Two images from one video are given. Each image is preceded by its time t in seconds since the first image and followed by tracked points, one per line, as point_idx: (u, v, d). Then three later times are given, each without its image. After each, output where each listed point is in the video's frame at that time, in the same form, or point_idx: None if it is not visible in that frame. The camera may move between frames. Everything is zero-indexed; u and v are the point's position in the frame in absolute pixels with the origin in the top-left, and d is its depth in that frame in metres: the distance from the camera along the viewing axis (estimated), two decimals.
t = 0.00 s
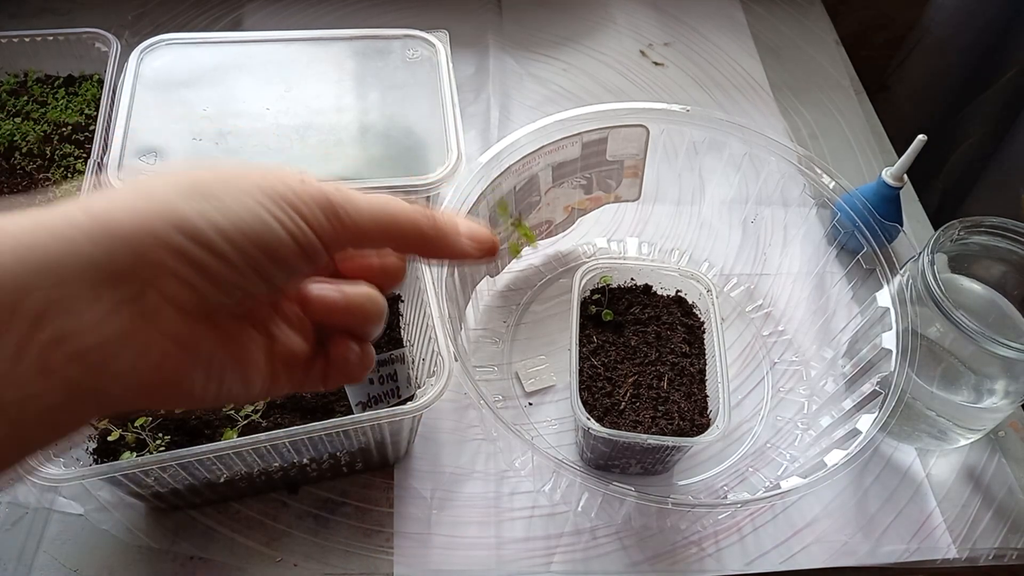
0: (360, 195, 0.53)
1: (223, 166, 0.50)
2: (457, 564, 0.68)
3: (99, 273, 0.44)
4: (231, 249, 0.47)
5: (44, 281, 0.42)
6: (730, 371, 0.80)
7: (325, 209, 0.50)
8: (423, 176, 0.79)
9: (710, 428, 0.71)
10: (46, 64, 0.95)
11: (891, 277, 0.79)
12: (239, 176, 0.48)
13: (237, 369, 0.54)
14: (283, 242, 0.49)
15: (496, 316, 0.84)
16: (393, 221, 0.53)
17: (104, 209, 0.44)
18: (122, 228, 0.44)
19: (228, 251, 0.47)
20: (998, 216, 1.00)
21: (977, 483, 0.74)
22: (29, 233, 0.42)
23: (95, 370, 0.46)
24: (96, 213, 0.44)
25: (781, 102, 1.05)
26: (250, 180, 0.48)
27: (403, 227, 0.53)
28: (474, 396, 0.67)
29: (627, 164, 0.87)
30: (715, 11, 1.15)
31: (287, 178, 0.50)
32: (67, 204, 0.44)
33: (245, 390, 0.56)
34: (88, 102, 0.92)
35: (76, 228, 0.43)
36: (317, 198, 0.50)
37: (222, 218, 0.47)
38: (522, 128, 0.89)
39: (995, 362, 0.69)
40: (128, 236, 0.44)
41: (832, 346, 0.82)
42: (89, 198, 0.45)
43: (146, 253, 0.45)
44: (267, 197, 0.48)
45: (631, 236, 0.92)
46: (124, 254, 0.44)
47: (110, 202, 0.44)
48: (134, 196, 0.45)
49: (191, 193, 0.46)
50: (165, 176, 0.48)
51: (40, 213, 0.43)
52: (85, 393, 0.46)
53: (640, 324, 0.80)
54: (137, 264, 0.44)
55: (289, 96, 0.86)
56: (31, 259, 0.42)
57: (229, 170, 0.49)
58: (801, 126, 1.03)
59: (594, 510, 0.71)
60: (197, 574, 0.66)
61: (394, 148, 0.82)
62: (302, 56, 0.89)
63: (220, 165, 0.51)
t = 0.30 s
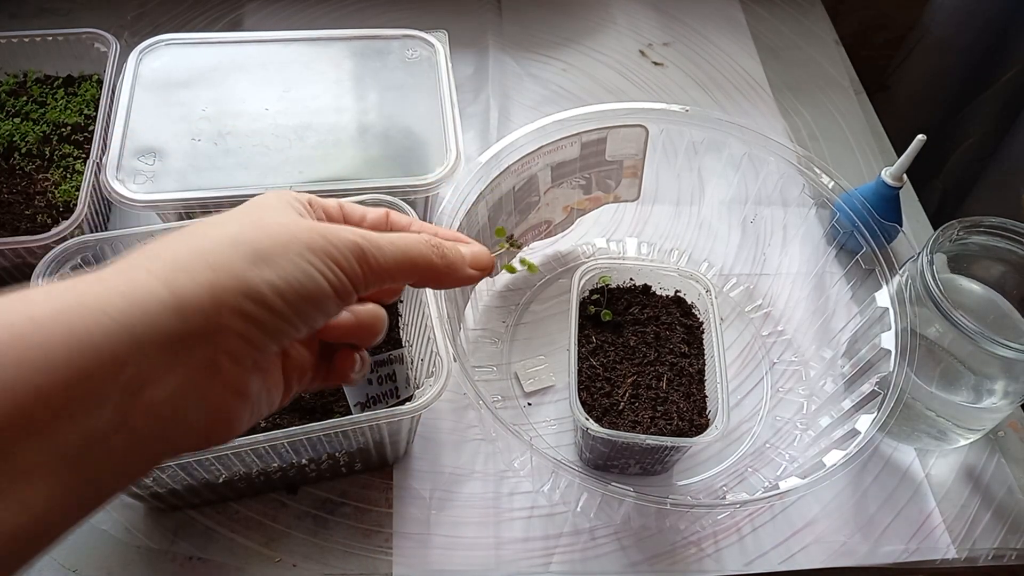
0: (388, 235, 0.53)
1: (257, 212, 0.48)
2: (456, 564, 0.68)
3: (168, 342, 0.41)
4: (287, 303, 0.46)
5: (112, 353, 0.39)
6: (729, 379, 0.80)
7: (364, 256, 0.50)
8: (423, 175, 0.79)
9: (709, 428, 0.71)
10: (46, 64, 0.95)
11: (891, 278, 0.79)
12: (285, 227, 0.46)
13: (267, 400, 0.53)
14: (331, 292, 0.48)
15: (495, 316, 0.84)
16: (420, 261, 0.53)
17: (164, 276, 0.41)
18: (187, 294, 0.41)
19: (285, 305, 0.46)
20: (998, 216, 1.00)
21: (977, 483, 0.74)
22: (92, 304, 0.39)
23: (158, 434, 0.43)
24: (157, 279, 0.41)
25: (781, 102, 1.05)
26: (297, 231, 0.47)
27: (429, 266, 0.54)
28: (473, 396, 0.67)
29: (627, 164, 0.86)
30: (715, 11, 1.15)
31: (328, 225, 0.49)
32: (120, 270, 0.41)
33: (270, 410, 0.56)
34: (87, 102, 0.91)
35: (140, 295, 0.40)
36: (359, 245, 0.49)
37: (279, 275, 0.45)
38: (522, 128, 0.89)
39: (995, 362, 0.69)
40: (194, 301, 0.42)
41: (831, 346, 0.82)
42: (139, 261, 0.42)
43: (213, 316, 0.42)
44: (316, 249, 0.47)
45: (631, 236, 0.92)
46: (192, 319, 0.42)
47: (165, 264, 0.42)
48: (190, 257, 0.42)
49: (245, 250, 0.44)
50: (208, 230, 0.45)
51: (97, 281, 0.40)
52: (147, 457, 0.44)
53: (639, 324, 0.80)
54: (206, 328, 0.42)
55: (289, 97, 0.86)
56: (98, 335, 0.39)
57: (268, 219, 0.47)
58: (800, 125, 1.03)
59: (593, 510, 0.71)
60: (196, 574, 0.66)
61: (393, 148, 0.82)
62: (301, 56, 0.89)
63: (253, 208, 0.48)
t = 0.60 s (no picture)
0: (472, 265, 0.50)
1: (348, 240, 0.46)
2: (455, 564, 0.68)
3: (246, 388, 0.39)
4: (369, 345, 0.43)
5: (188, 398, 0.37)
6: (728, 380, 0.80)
7: (447, 295, 0.46)
8: (422, 175, 0.79)
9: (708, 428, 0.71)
10: (46, 64, 0.95)
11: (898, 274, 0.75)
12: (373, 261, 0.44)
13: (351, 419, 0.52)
14: (415, 331, 0.46)
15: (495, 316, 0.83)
16: (500, 294, 0.50)
17: (248, 313, 0.40)
18: (267, 336, 0.40)
19: (365, 346, 0.43)
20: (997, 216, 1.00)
21: (977, 483, 0.74)
22: (181, 339, 0.38)
23: (226, 471, 0.42)
24: (239, 317, 0.39)
25: (781, 103, 1.05)
26: (398, 266, 0.44)
27: (507, 298, 0.51)
28: (472, 396, 0.67)
29: (627, 164, 0.86)
30: (715, 11, 1.15)
31: (417, 257, 0.46)
32: (206, 302, 0.40)
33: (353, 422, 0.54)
34: (87, 102, 0.91)
35: (222, 333, 0.39)
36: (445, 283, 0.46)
37: (374, 313, 0.43)
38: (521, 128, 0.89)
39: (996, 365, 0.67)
40: (275, 344, 0.40)
41: (831, 346, 0.82)
42: (227, 295, 0.41)
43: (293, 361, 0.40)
44: (402, 288, 0.44)
45: (631, 236, 0.92)
46: (273, 363, 0.40)
47: (250, 301, 0.40)
48: (274, 296, 0.41)
49: (341, 292, 0.42)
50: (296, 265, 0.43)
51: (182, 315, 0.39)
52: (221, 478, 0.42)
53: (639, 324, 0.80)
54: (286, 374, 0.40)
55: (288, 96, 0.86)
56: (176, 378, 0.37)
57: (355, 249, 0.45)
58: (801, 126, 1.03)
59: (593, 510, 0.71)
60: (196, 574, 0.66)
61: (392, 148, 0.82)
62: (301, 56, 0.89)
63: (343, 235, 0.46)
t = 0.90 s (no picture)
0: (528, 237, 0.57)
1: (438, 205, 0.51)
2: (455, 565, 0.68)
3: (365, 335, 0.44)
4: (448, 305, 0.50)
5: (327, 342, 0.42)
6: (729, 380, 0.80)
7: (509, 262, 0.53)
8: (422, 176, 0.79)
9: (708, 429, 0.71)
10: (46, 64, 0.95)
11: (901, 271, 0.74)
12: (466, 233, 0.51)
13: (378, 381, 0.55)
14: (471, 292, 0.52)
15: (495, 316, 0.84)
16: (546, 266, 0.58)
17: (370, 272, 0.45)
18: (386, 293, 0.45)
19: (445, 306, 0.50)
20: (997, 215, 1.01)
21: (977, 483, 0.74)
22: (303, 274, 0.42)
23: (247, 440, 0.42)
24: (364, 274, 0.44)
25: (781, 102, 1.05)
26: (477, 234, 0.51)
27: (551, 264, 0.59)
28: (472, 397, 0.67)
29: (627, 164, 0.86)
30: (715, 11, 1.15)
31: (495, 229, 0.53)
32: (333, 257, 0.44)
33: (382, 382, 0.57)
34: (87, 102, 0.91)
35: (350, 288, 0.43)
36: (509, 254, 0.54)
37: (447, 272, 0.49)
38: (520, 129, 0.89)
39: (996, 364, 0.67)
40: (391, 300, 0.45)
41: (831, 346, 0.82)
42: (346, 251, 0.45)
43: (401, 314, 0.46)
44: (483, 257, 0.51)
45: (631, 236, 0.91)
46: (387, 316, 0.45)
47: (366, 260, 0.45)
48: (383, 260, 0.46)
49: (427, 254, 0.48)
50: (396, 229, 0.48)
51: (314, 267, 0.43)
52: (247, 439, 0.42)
53: (639, 324, 0.80)
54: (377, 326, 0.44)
55: (288, 96, 0.86)
56: (319, 324, 0.41)
57: (445, 218, 0.50)
58: (801, 126, 1.03)
59: (592, 510, 0.71)
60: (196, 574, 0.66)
61: (392, 148, 0.82)
62: (300, 56, 0.89)
63: (433, 199, 0.51)
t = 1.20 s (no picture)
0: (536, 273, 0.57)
1: (452, 245, 0.51)
2: (455, 565, 0.68)
3: (375, 382, 0.45)
4: (457, 344, 0.51)
5: (337, 394, 0.43)
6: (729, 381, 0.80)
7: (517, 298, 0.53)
8: (422, 175, 0.79)
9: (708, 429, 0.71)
10: (46, 64, 0.95)
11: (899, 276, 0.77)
12: (476, 276, 0.50)
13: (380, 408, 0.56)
14: (482, 331, 0.52)
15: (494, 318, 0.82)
16: (552, 300, 0.58)
17: (382, 319, 0.45)
18: (397, 341, 0.45)
19: (453, 346, 0.51)
20: (997, 215, 1.01)
21: (977, 483, 0.74)
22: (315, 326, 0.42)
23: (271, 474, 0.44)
24: (377, 322, 0.45)
25: (780, 102, 1.05)
26: (490, 276, 0.51)
27: (560, 300, 0.59)
28: (473, 396, 0.67)
29: (626, 164, 0.86)
30: (715, 11, 1.15)
31: (504, 269, 0.52)
32: (346, 304, 0.44)
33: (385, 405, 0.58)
34: (87, 102, 0.91)
35: (363, 338, 0.44)
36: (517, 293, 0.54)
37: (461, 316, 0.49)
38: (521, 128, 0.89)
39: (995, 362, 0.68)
40: (401, 347, 0.46)
41: (830, 346, 0.82)
42: (359, 297, 0.45)
43: (409, 359, 0.47)
44: (492, 299, 0.51)
45: (631, 236, 0.91)
46: (395, 364, 0.46)
47: (379, 306, 0.45)
48: (396, 305, 0.46)
49: (441, 298, 0.48)
50: (409, 271, 0.48)
51: (329, 316, 0.43)
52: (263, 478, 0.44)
53: (639, 324, 0.80)
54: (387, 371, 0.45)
55: (288, 96, 0.86)
56: (331, 376, 0.42)
57: (458, 259, 0.50)
58: (801, 126, 1.03)
59: (592, 510, 0.71)
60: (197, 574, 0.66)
61: (392, 147, 0.82)
62: (300, 56, 0.89)
63: (446, 237, 0.51)
